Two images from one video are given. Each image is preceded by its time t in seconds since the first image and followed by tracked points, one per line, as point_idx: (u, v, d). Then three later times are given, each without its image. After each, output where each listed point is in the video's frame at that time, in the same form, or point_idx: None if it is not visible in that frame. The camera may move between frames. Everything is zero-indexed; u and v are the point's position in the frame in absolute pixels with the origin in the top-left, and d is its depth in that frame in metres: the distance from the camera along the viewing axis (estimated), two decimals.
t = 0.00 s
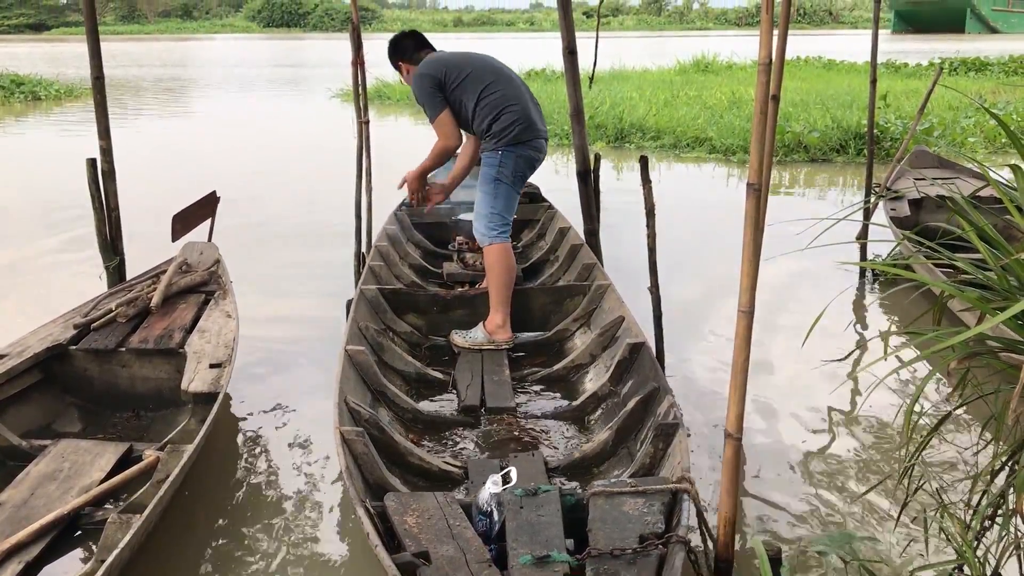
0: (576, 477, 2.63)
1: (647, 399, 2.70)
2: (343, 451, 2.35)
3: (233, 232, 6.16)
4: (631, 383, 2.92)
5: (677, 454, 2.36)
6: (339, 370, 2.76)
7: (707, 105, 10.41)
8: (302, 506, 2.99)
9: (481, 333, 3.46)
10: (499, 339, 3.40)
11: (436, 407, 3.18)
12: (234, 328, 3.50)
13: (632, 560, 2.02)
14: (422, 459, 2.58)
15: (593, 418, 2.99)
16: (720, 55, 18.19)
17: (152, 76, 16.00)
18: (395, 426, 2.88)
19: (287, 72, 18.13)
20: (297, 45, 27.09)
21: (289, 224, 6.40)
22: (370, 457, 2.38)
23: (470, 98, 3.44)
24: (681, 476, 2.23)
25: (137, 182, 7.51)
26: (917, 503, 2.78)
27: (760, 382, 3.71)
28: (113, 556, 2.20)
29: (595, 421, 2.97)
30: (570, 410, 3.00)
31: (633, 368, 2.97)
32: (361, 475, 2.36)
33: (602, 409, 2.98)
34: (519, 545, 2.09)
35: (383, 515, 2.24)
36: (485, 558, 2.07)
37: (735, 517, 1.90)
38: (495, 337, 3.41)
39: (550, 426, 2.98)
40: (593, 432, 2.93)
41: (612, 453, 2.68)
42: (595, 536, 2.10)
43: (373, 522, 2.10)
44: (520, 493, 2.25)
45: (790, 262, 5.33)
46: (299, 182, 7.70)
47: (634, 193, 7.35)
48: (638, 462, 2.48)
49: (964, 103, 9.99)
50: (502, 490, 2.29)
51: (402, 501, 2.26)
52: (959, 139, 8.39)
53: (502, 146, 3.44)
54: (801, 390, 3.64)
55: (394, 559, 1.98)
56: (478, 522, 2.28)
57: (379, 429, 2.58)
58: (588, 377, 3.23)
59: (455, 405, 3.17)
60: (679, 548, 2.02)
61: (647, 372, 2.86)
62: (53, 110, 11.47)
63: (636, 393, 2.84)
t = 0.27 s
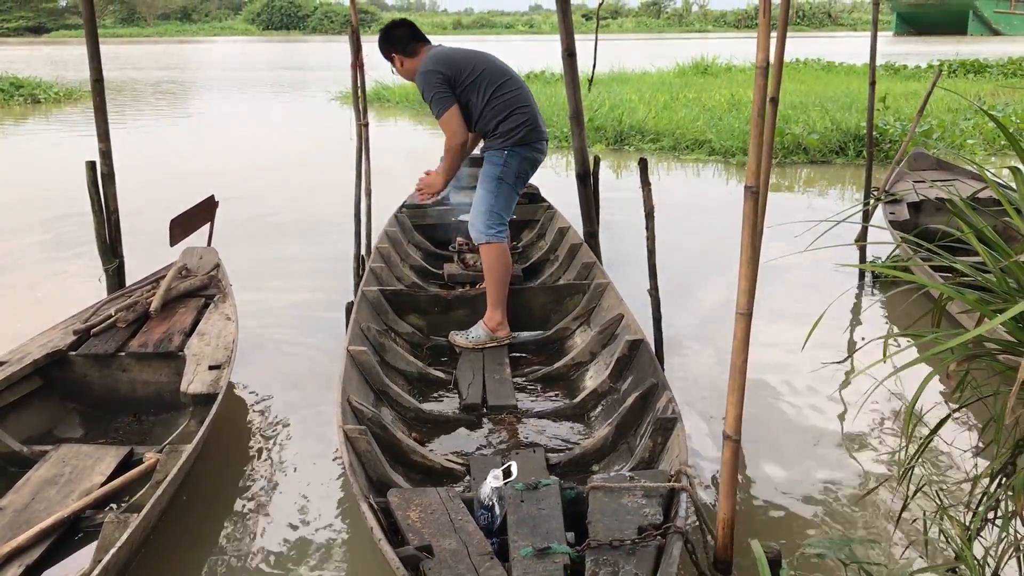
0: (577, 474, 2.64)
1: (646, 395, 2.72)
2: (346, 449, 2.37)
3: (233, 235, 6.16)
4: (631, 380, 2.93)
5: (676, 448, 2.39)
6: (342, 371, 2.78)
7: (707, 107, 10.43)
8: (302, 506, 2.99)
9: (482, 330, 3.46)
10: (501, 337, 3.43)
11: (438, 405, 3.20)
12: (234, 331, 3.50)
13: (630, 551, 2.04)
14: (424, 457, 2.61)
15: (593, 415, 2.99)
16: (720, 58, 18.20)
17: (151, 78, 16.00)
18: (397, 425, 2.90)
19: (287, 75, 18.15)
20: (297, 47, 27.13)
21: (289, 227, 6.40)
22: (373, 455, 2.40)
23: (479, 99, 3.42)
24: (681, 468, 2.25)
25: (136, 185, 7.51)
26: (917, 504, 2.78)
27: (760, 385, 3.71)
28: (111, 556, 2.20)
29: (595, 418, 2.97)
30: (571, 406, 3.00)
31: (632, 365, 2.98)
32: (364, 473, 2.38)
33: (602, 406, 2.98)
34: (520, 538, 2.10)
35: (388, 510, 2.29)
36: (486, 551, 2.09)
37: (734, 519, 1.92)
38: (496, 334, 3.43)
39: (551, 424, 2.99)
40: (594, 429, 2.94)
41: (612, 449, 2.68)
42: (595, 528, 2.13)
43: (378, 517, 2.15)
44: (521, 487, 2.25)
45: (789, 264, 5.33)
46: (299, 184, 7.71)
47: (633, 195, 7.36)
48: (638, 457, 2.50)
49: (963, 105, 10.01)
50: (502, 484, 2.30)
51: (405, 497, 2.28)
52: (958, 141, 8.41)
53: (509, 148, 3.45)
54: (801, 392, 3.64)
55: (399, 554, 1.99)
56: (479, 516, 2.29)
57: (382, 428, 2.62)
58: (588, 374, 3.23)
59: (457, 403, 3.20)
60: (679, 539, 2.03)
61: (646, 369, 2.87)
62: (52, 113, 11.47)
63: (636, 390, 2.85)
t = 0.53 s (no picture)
0: (575, 473, 2.64)
1: (645, 395, 2.73)
2: (352, 445, 2.40)
3: (233, 237, 6.16)
4: (631, 380, 2.93)
5: (675, 447, 2.39)
6: (346, 368, 2.80)
7: (706, 109, 10.44)
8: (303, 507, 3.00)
9: (482, 329, 3.45)
10: (500, 336, 3.44)
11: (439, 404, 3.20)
12: (235, 332, 3.50)
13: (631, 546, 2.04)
14: (425, 452, 2.60)
15: (592, 414, 2.99)
16: (719, 60, 18.21)
17: (150, 81, 15.99)
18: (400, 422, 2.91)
19: (286, 77, 18.17)
20: (297, 50, 27.13)
21: (289, 228, 6.40)
22: (377, 451, 2.43)
23: (487, 101, 3.42)
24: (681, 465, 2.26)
25: (136, 187, 7.51)
26: (917, 505, 2.79)
27: (759, 385, 3.71)
28: (109, 557, 2.19)
29: (595, 418, 2.97)
30: (570, 405, 3.00)
31: (632, 365, 2.98)
32: (369, 468, 2.41)
33: (601, 406, 2.98)
34: (524, 533, 2.12)
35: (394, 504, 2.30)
36: (490, 544, 2.11)
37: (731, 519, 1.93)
38: (496, 333, 3.44)
39: (550, 423, 3.00)
40: (593, 429, 2.93)
41: (611, 448, 2.69)
42: (597, 524, 2.14)
43: (384, 511, 2.19)
44: (524, 484, 2.28)
45: (789, 265, 5.34)
46: (299, 186, 7.71)
47: (633, 197, 7.36)
48: (638, 456, 2.50)
49: (962, 107, 10.02)
50: (507, 480, 2.30)
51: (409, 491, 2.30)
52: (957, 142, 8.42)
53: (512, 151, 3.45)
54: (801, 394, 3.64)
55: (405, 545, 2.04)
56: (483, 512, 2.30)
57: (385, 424, 2.62)
58: (588, 374, 3.23)
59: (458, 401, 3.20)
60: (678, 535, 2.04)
61: (646, 369, 2.87)
62: (51, 115, 11.46)
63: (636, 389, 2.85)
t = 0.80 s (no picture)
0: (573, 470, 2.62)
1: (644, 394, 2.73)
2: (354, 442, 2.40)
3: (234, 239, 6.17)
4: (629, 379, 2.93)
5: (673, 445, 2.40)
6: (348, 365, 2.81)
7: (707, 110, 10.45)
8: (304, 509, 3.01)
9: (482, 329, 3.46)
10: (500, 336, 3.45)
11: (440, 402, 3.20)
12: (236, 335, 3.50)
13: (632, 542, 2.05)
14: (426, 450, 2.61)
15: (591, 413, 2.98)
16: (719, 61, 18.22)
17: (150, 83, 16.00)
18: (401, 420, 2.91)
19: (287, 78, 18.19)
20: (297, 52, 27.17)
21: (290, 230, 6.41)
22: (379, 448, 2.43)
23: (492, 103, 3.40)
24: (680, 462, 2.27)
25: (136, 189, 7.51)
26: (917, 507, 2.79)
27: (759, 386, 3.72)
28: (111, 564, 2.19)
29: (594, 417, 2.97)
30: (569, 404, 3.00)
31: (630, 365, 2.98)
32: (371, 464, 2.41)
33: (601, 405, 2.98)
34: (525, 528, 2.12)
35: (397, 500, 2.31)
36: (493, 539, 2.11)
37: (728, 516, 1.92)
38: (496, 333, 3.45)
39: (550, 422, 3.00)
40: (592, 427, 2.93)
41: (610, 447, 2.69)
42: (598, 518, 2.14)
43: (387, 506, 2.20)
44: (525, 480, 2.28)
45: (789, 267, 5.35)
46: (300, 188, 7.72)
47: (634, 198, 7.37)
48: (636, 454, 2.50)
49: (962, 108, 10.03)
50: (507, 476, 2.31)
51: (412, 487, 2.31)
52: (957, 143, 8.43)
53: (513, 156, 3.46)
54: (801, 395, 3.64)
55: (409, 539, 2.07)
56: (484, 507, 2.29)
57: (387, 422, 2.63)
58: (587, 373, 3.23)
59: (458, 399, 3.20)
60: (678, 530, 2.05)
61: (644, 368, 2.88)
62: (52, 117, 11.47)
63: (634, 388, 2.86)
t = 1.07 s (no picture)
0: (573, 466, 2.62)
1: (643, 390, 2.74)
2: (356, 438, 2.41)
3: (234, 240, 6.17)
4: (628, 376, 2.93)
5: (672, 440, 2.41)
6: (349, 362, 2.82)
7: (707, 112, 10.45)
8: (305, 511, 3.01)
9: (482, 328, 3.48)
10: (500, 335, 3.45)
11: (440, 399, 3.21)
12: (237, 337, 3.50)
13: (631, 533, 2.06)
14: (427, 447, 2.61)
15: (590, 411, 2.99)
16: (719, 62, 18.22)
17: (151, 84, 16.01)
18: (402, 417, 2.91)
19: (287, 80, 18.20)
20: (297, 53, 27.19)
21: (290, 232, 6.41)
22: (380, 443, 2.44)
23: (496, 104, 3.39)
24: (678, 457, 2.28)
25: (136, 191, 7.52)
26: (918, 508, 2.79)
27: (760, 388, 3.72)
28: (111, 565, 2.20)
29: (593, 414, 2.97)
30: (568, 402, 3.00)
31: (629, 362, 2.99)
32: (373, 460, 2.42)
33: (600, 402, 2.98)
34: (525, 521, 2.13)
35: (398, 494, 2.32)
36: (494, 531, 2.12)
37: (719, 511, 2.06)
38: (496, 333, 3.45)
39: (549, 420, 3.01)
40: (592, 424, 2.94)
41: (609, 443, 2.69)
42: (596, 511, 2.15)
43: (389, 500, 2.21)
44: (525, 474, 2.30)
45: (789, 269, 5.35)
46: (300, 189, 7.73)
47: (634, 199, 7.37)
48: (635, 449, 2.51)
49: (963, 109, 10.03)
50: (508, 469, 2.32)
51: (413, 481, 2.32)
52: (957, 144, 8.42)
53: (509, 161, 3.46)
54: (801, 397, 3.64)
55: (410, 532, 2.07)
56: (484, 501, 2.30)
57: (389, 420, 2.64)
58: (586, 371, 3.24)
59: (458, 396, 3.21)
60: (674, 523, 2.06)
61: (643, 366, 2.89)
62: (53, 119, 11.48)
63: (633, 385, 2.86)
